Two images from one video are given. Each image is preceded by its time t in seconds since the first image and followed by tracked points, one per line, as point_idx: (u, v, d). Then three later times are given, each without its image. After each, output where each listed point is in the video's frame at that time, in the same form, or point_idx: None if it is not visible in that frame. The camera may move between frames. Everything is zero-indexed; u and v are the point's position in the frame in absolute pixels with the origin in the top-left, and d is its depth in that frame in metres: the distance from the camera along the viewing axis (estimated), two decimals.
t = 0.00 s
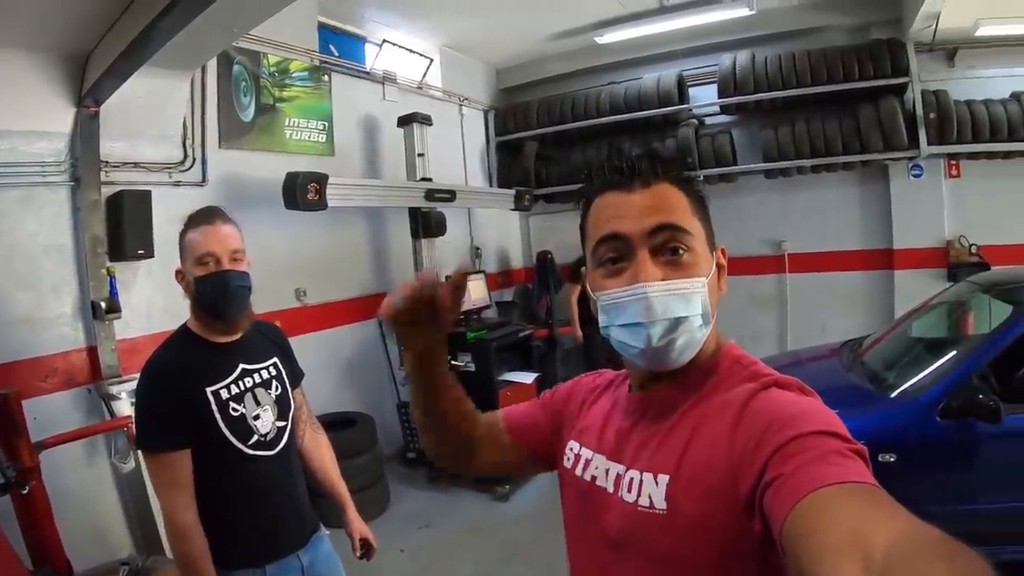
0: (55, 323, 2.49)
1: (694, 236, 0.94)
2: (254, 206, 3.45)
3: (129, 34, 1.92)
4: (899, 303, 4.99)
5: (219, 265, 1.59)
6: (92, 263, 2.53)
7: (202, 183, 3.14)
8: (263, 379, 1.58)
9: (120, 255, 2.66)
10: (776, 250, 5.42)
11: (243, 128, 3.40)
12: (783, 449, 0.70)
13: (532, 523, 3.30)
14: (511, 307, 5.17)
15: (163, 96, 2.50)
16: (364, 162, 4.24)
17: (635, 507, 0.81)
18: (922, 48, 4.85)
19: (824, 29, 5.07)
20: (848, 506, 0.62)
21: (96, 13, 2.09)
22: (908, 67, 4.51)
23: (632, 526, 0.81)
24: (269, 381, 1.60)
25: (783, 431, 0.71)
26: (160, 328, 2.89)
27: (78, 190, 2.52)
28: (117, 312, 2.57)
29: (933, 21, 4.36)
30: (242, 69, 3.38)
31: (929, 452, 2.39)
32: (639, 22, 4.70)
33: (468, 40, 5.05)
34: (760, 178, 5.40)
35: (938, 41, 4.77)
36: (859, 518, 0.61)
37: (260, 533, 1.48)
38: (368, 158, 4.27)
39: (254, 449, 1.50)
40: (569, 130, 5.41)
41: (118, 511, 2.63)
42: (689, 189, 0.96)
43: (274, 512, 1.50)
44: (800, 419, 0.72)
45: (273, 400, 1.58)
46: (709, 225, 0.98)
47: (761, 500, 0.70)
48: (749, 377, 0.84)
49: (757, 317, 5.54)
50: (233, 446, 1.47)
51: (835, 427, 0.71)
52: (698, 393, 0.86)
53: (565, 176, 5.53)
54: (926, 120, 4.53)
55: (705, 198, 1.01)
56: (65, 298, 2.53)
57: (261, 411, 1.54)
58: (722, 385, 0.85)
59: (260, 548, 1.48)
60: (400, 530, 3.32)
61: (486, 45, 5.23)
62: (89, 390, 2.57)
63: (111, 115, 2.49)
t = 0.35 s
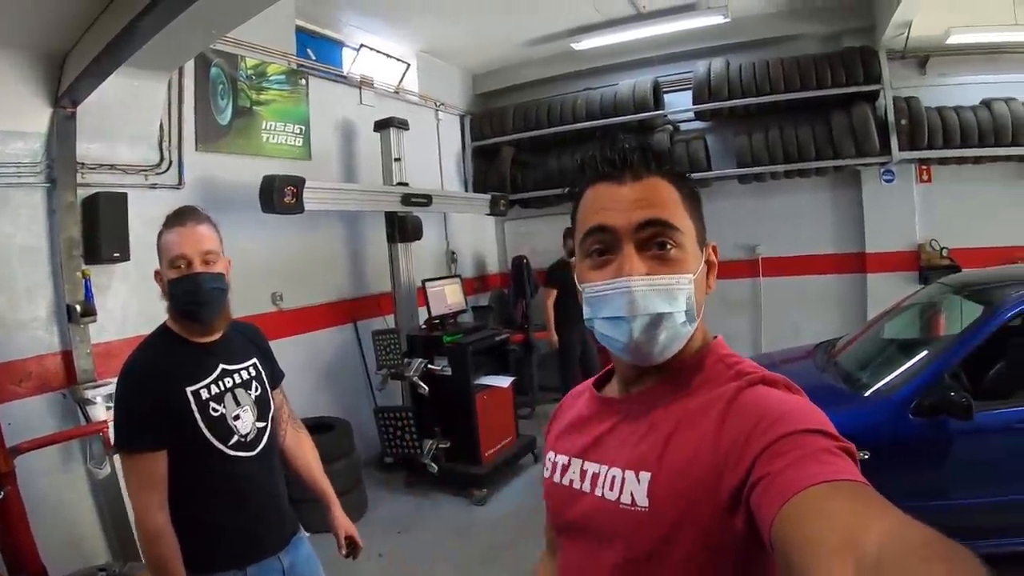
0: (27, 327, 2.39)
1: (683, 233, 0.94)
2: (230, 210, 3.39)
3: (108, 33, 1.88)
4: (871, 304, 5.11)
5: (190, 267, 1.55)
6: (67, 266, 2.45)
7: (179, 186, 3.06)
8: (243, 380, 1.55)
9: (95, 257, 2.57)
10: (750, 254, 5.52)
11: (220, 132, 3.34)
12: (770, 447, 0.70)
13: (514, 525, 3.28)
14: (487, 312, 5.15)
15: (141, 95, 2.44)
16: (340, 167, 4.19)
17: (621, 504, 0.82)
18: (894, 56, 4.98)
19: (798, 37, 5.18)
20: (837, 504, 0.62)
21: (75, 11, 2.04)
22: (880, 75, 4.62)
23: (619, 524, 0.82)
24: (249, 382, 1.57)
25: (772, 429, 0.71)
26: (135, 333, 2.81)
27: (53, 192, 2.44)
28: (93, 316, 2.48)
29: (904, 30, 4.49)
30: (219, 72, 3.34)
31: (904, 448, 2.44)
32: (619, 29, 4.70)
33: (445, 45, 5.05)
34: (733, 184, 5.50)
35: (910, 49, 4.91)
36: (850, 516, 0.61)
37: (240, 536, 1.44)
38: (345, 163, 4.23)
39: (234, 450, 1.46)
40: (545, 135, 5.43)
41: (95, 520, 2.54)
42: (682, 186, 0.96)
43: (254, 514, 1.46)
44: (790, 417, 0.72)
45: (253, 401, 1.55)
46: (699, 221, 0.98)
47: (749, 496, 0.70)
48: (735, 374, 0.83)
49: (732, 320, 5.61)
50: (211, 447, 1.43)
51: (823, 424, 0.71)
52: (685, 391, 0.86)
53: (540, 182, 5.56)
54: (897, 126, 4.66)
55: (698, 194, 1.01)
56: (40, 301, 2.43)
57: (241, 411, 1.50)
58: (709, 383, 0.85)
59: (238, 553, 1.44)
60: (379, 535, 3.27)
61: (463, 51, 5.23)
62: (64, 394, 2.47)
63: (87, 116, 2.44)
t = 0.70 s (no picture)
0: (26, 329, 2.38)
1: (674, 238, 0.95)
2: (229, 213, 3.39)
3: (111, 34, 1.88)
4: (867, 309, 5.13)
5: (193, 279, 1.53)
6: (66, 267, 2.45)
7: (179, 189, 3.07)
8: (248, 384, 1.56)
9: (94, 259, 2.56)
10: (746, 260, 5.54)
11: (220, 135, 3.34)
12: (766, 449, 0.70)
13: (509, 529, 3.26)
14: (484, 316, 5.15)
15: (141, 97, 2.44)
16: (339, 171, 4.19)
17: (619, 502, 0.83)
18: (889, 64, 5.03)
19: (794, 44, 5.22)
20: (833, 504, 0.62)
21: (77, 13, 2.05)
22: (876, 81, 4.65)
23: (617, 522, 0.83)
24: (254, 386, 1.57)
25: (767, 431, 0.71)
26: (133, 335, 2.81)
27: (53, 193, 2.44)
28: (92, 318, 2.48)
29: (900, 37, 4.53)
30: (219, 75, 3.34)
31: (901, 452, 2.45)
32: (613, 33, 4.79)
33: (444, 50, 5.06)
34: (730, 190, 5.52)
35: (907, 56, 4.95)
36: (846, 515, 0.61)
37: (248, 539, 1.43)
38: (344, 167, 4.24)
39: (240, 453, 1.46)
40: (543, 141, 5.45)
41: (91, 522, 2.53)
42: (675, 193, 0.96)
43: (261, 516, 1.46)
44: (788, 418, 0.72)
45: (259, 404, 1.56)
46: (692, 226, 0.99)
47: (744, 496, 0.70)
48: (732, 375, 0.84)
49: (729, 325, 5.63)
50: (218, 450, 1.43)
51: (819, 425, 0.72)
52: (683, 392, 0.87)
53: (538, 187, 5.57)
54: (892, 133, 4.69)
55: (696, 201, 1.01)
56: (38, 303, 2.42)
57: (247, 414, 1.51)
58: (706, 385, 0.85)
59: (249, 553, 1.43)
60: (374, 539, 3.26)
61: (462, 56, 5.26)
62: (62, 397, 2.46)
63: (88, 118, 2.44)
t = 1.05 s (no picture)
0: (27, 328, 2.39)
1: (703, 237, 0.95)
2: (233, 214, 3.40)
3: (117, 35, 1.89)
4: (869, 315, 5.13)
5: (207, 276, 1.54)
6: (68, 266, 2.46)
7: (181, 189, 3.08)
8: (258, 385, 1.55)
9: (97, 259, 2.57)
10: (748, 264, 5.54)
11: (223, 136, 3.35)
12: (780, 442, 0.70)
13: (508, 533, 3.25)
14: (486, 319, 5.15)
15: (145, 99, 2.45)
16: (341, 173, 4.20)
17: (636, 494, 0.83)
18: (891, 69, 5.03)
19: (797, 49, 5.23)
20: (839, 494, 0.62)
21: (81, 13, 2.06)
22: (877, 87, 4.65)
23: (632, 514, 0.83)
24: (263, 388, 1.57)
25: (780, 425, 0.71)
26: (134, 336, 2.81)
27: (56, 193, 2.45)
28: (94, 318, 2.48)
29: (902, 43, 4.54)
30: (222, 76, 3.35)
31: (902, 457, 2.44)
32: (617, 39, 4.80)
33: (447, 53, 5.08)
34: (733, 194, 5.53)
35: (908, 62, 4.96)
36: (852, 505, 0.61)
37: (252, 544, 1.43)
38: (346, 168, 4.24)
39: (248, 455, 1.46)
40: (546, 144, 5.46)
41: (91, 520, 2.53)
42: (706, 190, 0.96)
43: (268, 517, 1.47)
44: (804, 413, 0.72)
45: (267, 406, 1.56)
46: (722, 227, 0.99)
47: (756, 488, 0.70)
48: (750, 373, 0.83)
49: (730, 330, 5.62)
50: (227, 452, 1.43)
51: (832, 421, 0.71)
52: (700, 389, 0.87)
53: (541, 190, 5.58)
54: (894, 138, 4.69)
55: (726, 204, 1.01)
56: (40, 302, 2.43)
57: (256, 416, 1.51)
58: (724, 381, 0.85)
59: (256, 554, 1.44)
60: (374, 542, 3.25)
61: (465, 59, 5.27)
62: (63, 397, 2.47)
63: (92, 117, 2.45)
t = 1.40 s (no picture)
0: (28, 327, 2.39)
1: (695, 241, 0.93)
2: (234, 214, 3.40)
3: (119, 33, 1.89)
4: (870, 318, 5.12)
5: (220, 263, 1.56)
6: (68, 265, 2.46)
7: (182, 188, 3.08)
8: (261, 382, 1.55)
9: (98, 258, 2.57)
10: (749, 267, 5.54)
11: (224, 135, 3.35)
12: (789, 440, 0.70)
13: (508, 535, 3.24)
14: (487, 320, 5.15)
15: (146, 98, 2.46)
16: (343, 172, 4.21)
17: (645, 495, 0.82)
18: (893, 72, 5.03)
19: (799, 52, 5.22)
20: (849, 493, 0.62)
21: (83, 10, 2.07)
22: (880, 89, 4.64)
23: (641, 514, 0.83)
24: (266, 385, 1.57)
25: (790, 423, 0.71)
26: (134, 336, 2.81)
27: (57, 191, 2.45)
28: (95, 317, 2.49)
29: (904, 45, 4.54)
30: (225, 75, 3.36)
31: (904, 460, 2.43)
32: (619, 41, 4.80)
33: (449, 54, 5.08)
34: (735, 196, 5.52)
35: (910, 64, 4.96)
36: (862, 504, 0.61)
37: (254, 542, 1.43)
38: (347, 168, 4.24)
39: (252, 453, 1.46)
40: (547, 146, 5.46)
41: (91, 519, 2.53)
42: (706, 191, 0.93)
43: (271, 516, 1.47)
44: (812, 410, 0.72)
45: (271, 403, 1.56)
46: (722, 228, 0.96)
47: (767, 487, 0.70)
48: (758, 371, 0.83)
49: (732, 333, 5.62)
50: (231, 449, 1.43)
51: (841, 419, 0.71)
52: (707, 387, 0.86)
53: (542, 191, 5.58)
54: (896, 141, 4.68)
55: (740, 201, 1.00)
56: (40, 301, 2.43)
57: (259, 414, 1.51)
58: (732, 380, 0.85)
59: (259, 553, 1.43)
60: (373, 543, 3.24)
61: (467, 60, 5.28)
62: (63, 396, 2.47)
63: (93, 116, 2.45)
